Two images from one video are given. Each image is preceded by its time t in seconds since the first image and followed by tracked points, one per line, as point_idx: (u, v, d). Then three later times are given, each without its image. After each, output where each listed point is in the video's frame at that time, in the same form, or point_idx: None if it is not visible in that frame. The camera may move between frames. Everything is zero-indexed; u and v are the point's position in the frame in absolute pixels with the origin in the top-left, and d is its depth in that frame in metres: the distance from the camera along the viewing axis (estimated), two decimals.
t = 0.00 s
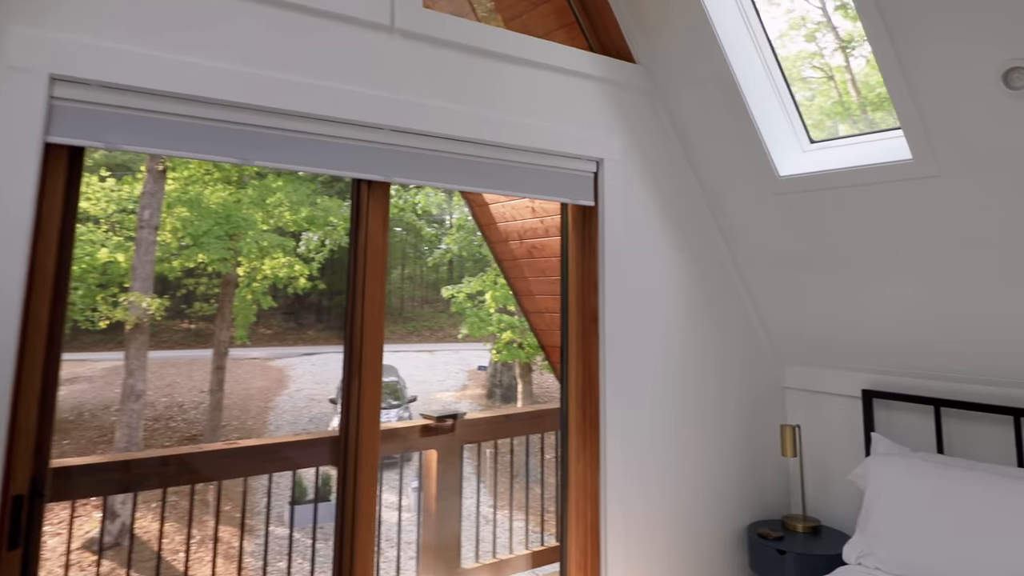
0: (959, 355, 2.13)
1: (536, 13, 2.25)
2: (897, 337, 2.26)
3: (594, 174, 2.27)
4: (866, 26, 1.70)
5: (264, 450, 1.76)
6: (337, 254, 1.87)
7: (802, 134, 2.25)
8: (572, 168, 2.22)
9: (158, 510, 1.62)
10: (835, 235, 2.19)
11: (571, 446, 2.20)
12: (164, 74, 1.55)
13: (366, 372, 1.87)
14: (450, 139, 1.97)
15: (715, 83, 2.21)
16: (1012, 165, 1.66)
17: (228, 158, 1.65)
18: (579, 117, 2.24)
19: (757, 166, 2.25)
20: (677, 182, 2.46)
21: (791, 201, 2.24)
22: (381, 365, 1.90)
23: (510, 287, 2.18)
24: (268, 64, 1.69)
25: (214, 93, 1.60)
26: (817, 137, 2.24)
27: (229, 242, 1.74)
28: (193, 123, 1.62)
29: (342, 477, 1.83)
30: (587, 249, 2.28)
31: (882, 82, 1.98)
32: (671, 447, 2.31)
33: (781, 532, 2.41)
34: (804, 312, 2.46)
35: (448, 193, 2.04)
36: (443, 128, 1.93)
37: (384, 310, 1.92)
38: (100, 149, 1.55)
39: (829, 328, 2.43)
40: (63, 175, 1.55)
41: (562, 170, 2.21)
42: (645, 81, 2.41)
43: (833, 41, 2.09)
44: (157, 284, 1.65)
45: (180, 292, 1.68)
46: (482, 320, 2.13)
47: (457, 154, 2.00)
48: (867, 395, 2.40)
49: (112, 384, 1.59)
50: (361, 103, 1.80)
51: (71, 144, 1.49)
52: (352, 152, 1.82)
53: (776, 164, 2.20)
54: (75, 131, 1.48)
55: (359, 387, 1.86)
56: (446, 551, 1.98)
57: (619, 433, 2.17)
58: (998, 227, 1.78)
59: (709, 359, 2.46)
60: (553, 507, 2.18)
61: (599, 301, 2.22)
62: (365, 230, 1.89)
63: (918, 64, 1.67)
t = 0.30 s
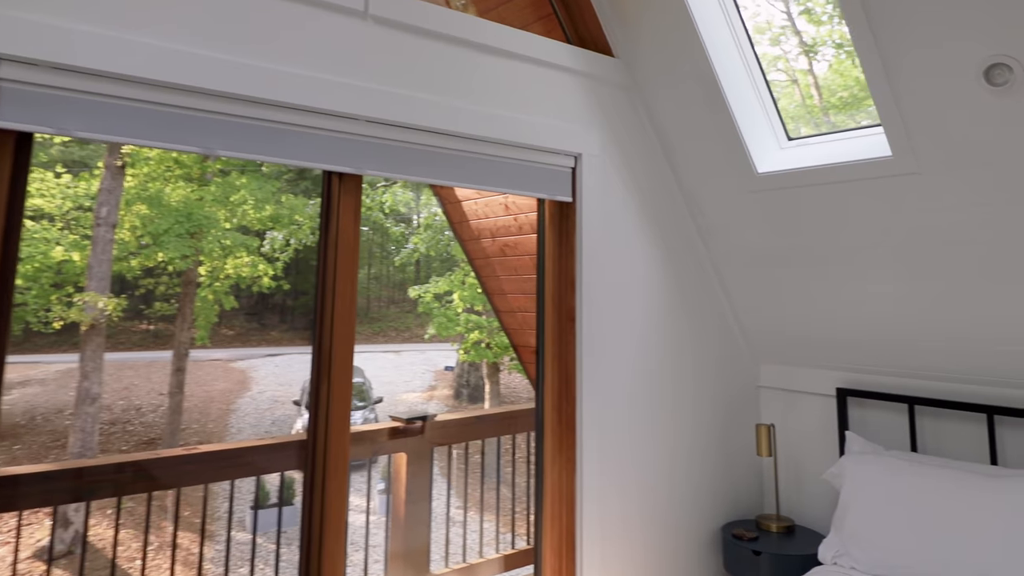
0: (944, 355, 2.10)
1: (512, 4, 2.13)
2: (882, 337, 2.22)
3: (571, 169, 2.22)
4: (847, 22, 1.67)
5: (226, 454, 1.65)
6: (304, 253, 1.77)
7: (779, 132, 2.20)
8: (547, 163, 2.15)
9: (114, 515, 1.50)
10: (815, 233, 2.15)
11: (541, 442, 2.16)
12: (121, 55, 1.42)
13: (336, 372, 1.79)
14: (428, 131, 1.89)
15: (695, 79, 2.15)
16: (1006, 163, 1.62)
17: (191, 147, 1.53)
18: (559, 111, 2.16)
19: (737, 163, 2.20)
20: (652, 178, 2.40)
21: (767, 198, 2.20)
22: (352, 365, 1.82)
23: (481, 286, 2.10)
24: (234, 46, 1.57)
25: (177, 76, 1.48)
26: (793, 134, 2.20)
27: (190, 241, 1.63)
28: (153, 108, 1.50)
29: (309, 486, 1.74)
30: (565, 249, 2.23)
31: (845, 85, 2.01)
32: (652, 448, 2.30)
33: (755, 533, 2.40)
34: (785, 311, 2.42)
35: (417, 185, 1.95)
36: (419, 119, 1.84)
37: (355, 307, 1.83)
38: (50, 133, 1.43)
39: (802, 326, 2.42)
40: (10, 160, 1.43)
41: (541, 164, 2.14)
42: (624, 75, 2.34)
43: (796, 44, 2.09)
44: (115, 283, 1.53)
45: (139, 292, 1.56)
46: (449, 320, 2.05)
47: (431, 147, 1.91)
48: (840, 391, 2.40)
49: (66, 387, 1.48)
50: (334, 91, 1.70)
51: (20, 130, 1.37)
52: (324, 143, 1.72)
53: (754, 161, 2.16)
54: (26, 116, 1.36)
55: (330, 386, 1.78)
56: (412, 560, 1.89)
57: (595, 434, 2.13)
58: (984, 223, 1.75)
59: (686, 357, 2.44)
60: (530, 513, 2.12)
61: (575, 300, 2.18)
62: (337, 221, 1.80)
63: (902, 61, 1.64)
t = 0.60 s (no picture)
0: (926, 354, 2.08)
1: None
2: (865, 336, 2.19)
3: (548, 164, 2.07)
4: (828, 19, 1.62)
5: (185, 459, 1.52)
6: (267, 250, 1.63)
7: (756, 128, 2.13)
8: (525, 158, 2.00)
9: (67, 520, 1.36)
10: (788, 230, 2.12)
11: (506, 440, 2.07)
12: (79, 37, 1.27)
13: (304, 385, 1.65)
14: (410, 124, 1.75)
15: (672, 76, 2.05)
16: (997, 165, 1.60)
17: (153, 137, 1.38)
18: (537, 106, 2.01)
19: (713, 159, 2.11)
20: (628, 171, 2.27)
21: (743, 196, 2.14)
22: (322, 368, 1.69)
23: (449, 285, 1.98)
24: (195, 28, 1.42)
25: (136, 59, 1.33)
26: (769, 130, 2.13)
27: (150, 239, 1.49)
28: (109, 93, 1.34)
29: (275, 489, 1.62)
30: (543, 242, 2.12)
31: (808, 89, 2.00)
32: (621, 454, 2.24)
33: (729, 532, 2.39)
34: (764, 309, 2.38)
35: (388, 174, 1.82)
36: (400, 113, 1.71)
37: (326, 305, 1.71)
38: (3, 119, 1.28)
39: (770, 324, 2.42)
40: None
41: (526, 160, 2.01)
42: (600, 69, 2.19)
43: (760, 48, 2.05)
44: (69, 283, 1.39)
45: (95, 292, 1.41)
46: (416, 320, 1.91)
47: (412, 141, 1.76)
48: (814, 390, 2.38)
49: (17, 390, 1.33)
50: (310, 78, 1.56)
51: None
52: (299, 136, 1.57)
53: (731, 159, 2.08)
54: None
55: (297, 398, 1.65)
56: (379, 566, 1.78)
57: (570, 438, 2.07)
58: (967, 221, 1.73)
59: (659, 355, 2.39)
60: (506, 511, 2.06)
61: (552, 299, 2.07)
62: (306, 217, 1.67)
63: (880, 56, 1.61)
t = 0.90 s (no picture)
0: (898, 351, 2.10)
1: None
2: (838, 334, 2.20)
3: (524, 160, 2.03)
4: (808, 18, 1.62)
5: (142, 464, 1.42)
6: (226, 251, 1.53)
7: (731, 126, 2.12)
8: (498, 152, 1.95)
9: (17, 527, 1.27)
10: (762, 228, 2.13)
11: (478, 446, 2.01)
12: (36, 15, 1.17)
13: (275, 388, 1.57)
14: (386, 117, 1.68)
15: (651, 72, 2.02)
16: (974, 166, 1.61)
17: (115, 124, 1.29)
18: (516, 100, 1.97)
19: (690, 156, 2.10)
20: (604, 165, 2.25)
21: (720, 194, 2.13)
22: (292, 370, 1.61)
23: (414, 286, 1.88)
24: (163, 11, 1.32)
25: (99, 42, 1.23)
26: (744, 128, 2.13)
27: (104, 237, 1.38)
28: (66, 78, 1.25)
29: (244, 491, 1.54)
30: (520, 239, 2.05)
31: (768, 92, 2.04)
32: (596, 452, 2.22)
33: (700, 530, 2.39)
34: (739, 306, 2.38)
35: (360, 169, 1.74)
36: (377, 105, 1.64)
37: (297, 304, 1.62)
38: None
39: (741, 323, 2.42)
40: None
41: (502, 155, 1.96)
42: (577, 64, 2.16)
43: (722, 51, 2.05)
44: (18, 282, 1.28)
45: (46, 291, 1.31)
46: (380, 320, 1.81)
47: (390, 134, 1.70)
48: (784, 387, 2.40)
49: None
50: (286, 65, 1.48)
51: None
52: (271, 127, 1.49)
53: (706, 155, 2.07)
54: None
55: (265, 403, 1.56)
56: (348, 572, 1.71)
57: (546, 438, 2.04)
58: (940, 220, 1.75)
59: (633, 352, 2.37)
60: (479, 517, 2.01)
61: (528, 295, 2.02)
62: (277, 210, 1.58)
63: (859, 55, 1.61)
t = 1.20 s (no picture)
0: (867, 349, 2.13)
1: None
2: (808, 332, 2.23)
3: (501, 156, 2.00)
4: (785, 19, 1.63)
5: (99, 470, 1.31)
6: (183, 250, 1.43)
7: (704, 124, 2.13)
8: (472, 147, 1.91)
9: None
10: (734, 226, 2.14)
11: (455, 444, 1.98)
12: None
13: (247, 390, 1.50)
14: (363, 110, 1.63)
15: (627, 66, 2.01)
16: (946, 167, 1.65)
17: (81, 112, 1.22)
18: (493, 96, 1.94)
19: (664, 154, 2.10)
20: (577, 163, 2.23)
21: (695, 192, 2.13)
22: (263, 371, 1.53)
23: (375, 285, 1.79)
24: None
25: (65, 23, 1.16)
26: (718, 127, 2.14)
27: (55, 234, 1.27)
28: (46, 64, 1.18)
29: (213, 492, 1.45)
30: (496, 234, 2.02)
31: (723, 96, 2.10)
32: (570, 449, 2.21)
33: (670, 528, 2.40)
34: (711, 305, 2.39)
35: (327, 165, 1.66)
36: (356, 97, 1.59)
37: (269, 301, 1.54)
38: None
39: (710, 322, 2.45)
40: None
41: (476, 150, 1.92)
42: (554, 60, 2.14)
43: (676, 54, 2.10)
44: None
45: None
46: (340, 320, 1.71)
47: (367, 129, 1.65)
48: (754, 386, 2.42)
49: None
50: (262, 53, 1.42)
51: None
52: (247, 117, 1.43)
53: (680, 156, 2.08)
54: None
55: (237, 409, 1.49)
56: None
57: (521, 437, 2.02)
58: (911, 220, 1.78)
59: (606, 349, 2.37)
60: (450, 516, 1.96)
61: (503, 294, 2.00)
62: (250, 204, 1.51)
63: (835, 56, 1.63)
